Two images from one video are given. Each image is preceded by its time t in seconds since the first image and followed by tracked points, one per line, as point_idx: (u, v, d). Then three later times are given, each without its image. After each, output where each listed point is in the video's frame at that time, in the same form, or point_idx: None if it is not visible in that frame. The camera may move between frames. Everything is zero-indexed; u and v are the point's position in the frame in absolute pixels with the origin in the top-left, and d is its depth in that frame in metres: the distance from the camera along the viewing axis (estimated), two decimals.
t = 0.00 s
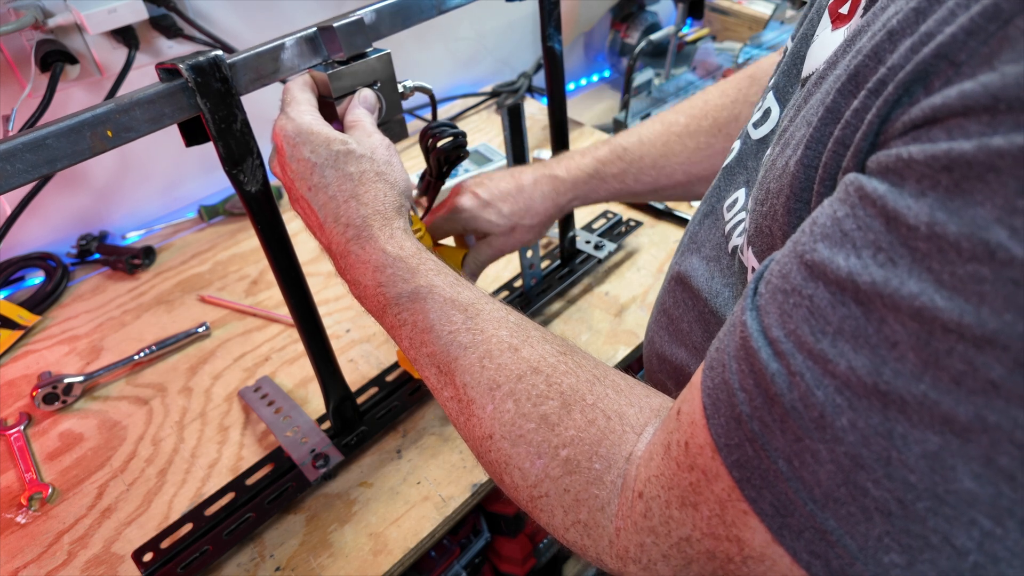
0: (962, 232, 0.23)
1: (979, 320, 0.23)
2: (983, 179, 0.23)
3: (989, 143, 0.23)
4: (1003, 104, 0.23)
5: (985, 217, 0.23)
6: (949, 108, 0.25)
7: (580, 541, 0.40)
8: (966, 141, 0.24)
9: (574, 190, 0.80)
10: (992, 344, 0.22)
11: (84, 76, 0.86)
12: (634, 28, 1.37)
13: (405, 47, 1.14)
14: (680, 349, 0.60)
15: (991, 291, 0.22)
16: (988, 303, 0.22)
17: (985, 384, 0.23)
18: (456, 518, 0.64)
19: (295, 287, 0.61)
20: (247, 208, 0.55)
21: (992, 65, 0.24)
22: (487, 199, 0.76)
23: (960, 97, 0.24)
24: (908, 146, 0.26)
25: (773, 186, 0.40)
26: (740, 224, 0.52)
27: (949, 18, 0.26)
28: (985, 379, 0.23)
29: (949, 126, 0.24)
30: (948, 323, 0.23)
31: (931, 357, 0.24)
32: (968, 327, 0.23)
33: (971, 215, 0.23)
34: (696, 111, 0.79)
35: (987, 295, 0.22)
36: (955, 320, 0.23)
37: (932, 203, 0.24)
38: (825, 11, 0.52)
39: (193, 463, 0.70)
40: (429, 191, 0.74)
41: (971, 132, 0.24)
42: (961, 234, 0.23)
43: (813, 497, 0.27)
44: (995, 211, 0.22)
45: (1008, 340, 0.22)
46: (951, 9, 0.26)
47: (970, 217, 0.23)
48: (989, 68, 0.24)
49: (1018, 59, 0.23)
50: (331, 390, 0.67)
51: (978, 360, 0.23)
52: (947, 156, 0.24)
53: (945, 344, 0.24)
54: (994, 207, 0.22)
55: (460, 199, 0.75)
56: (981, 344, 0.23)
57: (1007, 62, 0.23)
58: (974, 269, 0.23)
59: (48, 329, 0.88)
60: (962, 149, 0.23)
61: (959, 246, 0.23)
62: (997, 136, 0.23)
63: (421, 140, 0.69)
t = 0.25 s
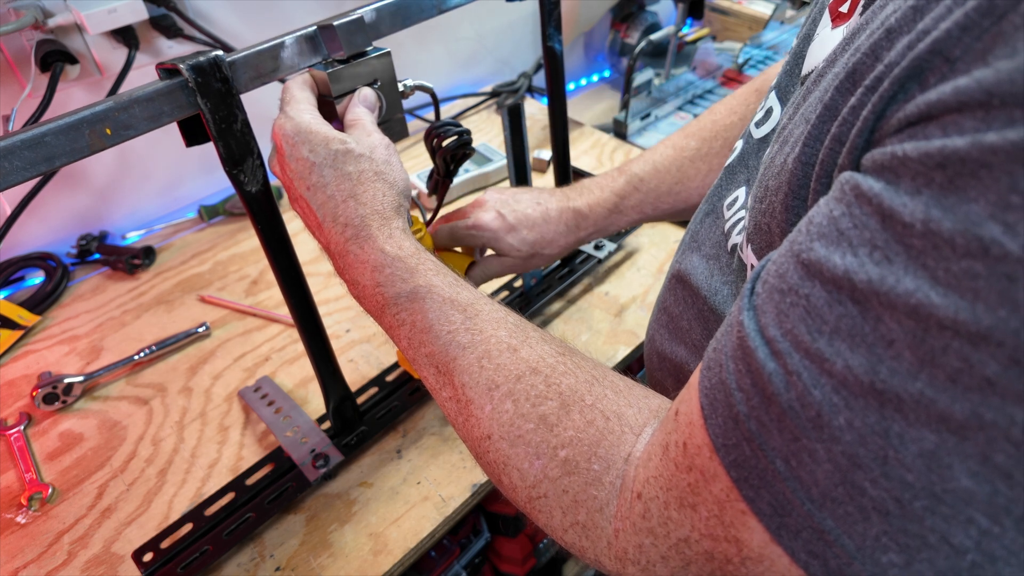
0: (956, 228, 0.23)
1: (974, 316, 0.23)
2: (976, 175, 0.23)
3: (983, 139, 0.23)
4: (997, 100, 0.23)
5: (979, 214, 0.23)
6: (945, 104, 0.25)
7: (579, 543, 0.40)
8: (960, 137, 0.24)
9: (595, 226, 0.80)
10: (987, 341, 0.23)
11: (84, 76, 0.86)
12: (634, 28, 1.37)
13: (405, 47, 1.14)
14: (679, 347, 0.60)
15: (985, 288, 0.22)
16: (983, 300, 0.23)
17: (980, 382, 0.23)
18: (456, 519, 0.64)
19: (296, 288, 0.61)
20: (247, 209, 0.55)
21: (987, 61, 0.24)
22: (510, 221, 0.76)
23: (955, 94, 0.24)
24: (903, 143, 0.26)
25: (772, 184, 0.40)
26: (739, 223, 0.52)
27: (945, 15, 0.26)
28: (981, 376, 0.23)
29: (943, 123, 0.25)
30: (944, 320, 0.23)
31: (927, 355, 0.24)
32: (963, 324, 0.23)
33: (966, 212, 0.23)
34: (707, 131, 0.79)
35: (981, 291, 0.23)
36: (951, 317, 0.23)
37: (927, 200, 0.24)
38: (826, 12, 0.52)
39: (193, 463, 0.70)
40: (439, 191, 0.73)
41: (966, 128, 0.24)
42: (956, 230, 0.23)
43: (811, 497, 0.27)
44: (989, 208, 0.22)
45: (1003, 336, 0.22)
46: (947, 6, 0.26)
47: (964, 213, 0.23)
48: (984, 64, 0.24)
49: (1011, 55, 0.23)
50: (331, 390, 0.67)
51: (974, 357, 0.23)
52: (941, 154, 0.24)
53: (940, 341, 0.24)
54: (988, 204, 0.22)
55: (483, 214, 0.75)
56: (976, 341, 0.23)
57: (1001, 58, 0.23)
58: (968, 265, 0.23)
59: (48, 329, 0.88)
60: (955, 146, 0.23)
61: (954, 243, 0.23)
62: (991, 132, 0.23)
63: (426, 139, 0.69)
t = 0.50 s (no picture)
0: (966, 216, 0.23)
1: (984, 304, 0.23)
2: (986, 162, 0.23)
3: (993, 125, 0.23)
4: (1007, 87, 0.23)
5: (989, 201, 0.23)
6: (953, 92, 0.25)
7: (580, 540, 0.40)
8: (969, 124, 0.24)
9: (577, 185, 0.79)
10: (998, 329, 0.23)
11: (84, 76, 0.86)
12: (634, 28, 1.37)
13: (405, 47, 1.14)
14: (680, 349, 0.60)
15: (995, 274, 0.23)
16: (994, 287, 0.23)
17: (990, 370, 0.23)
18: (456, 519, 0.64)
19: (295, 287, 0.61)
20: (247, 209, 0.55)
21: (996, 49, 0.24)
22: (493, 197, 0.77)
23: (964, 82, 0.24)
24: (910, 133, 0.26)
25: (775, 182, 0.40)
26: (741, 223, 0.52)
27: (951, 6, 0.27)
28: (991, 364, 0.23)
29: (951, 112, 0.25)
30: (953, 309, 0.23)
31: (935, 344, 0.24)
32: (973, 311, 0.23)
33: (975, 199, 0.23)
34: (700, 108, 0.79)
35: (991, 279, 0.23)
36: (960, 305, 0.23)
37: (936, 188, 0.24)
38: (828, 12, 0.52)
39: (193, 463, 0.70)
40: (435, 188, 0.74)
41: (974, 116, 0.24)
42: (965, 218, 0.23)
43: (817, 490, 0.27)
44: (1000, 194, 0.23)
45: (1013, 323, 0.22)
46: None
47: (974, 201, 0.23)
48: (992, 52, 0.24)
49: (1020, 42, 0.23)
50: (331, 390, 0.67)
51: (984, 345, 0.23)
52: (950, 141, 0.24)
53: (949, 330, 0.24)
54: (999, 190, 0.23)
55: (465, 198, 0.76)
56: (986, 329, 0.23)
57: (1010, 45, 0.24)
58: (978, 253, 0.23)
59: (48, 329, 0.88)
60: (966, 133, 0.24)
61: (964, 230, 0.23)
62: (1001, 118, 0.23)
63: (425, 140, 0.69)
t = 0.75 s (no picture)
0: (968, 207, 0.23)
1: (986, 295, 0.23)
2: (988, 154, 0.23)
3: (995, 117, 0.23)
4: (1008, 78, 0.23)
5: (991, 191, 0.23)
6: (955, 85, 0.25)
7: (581, 537, 0.40)
8: (971, 117, 0.24)
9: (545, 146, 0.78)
10: (999, 319, 0.23)
11: (84, 76, 0.86)
12: (634, 28, 1.37)
13: (405, 47, 1.14)
14: (682, 347, 0.60)
15: (998, 265, 0.23)
16: (996, 277, 0.23)
17: (992, 361, 0.23)
18: (456, 518, 0.63)
19: (295, 287, 0.61)
20: (247, 208, 0.55)
21: (998, 42, 0.24)
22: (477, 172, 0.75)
23: (966, 74, 0.25)
24: (913, 127, 0.26)
25: (778, 177, 0.40)
26: (744, 221, 0.52)
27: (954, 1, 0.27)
28: (993, 355, 0.23)
29: (953, 105, 0.25)
30: (954, 300, 0.24)
31: (937, 336, 0.24)
32: (975, 302, 0.23)
33: (977, 191, 0.23)
34: (665, 79, 0.80)
35: (993, 270, 0.23)
36: (961, 296, 0.23)
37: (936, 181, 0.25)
38: (830, 10, 0.52)
39: (193, 462, 0.70)
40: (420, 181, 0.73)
41: (977, 108, 0.24)
42: (967, 209, 0.23)
43: (818, 484, 0.27)
44: (1001, 184, 0.23)
45: (1015, 313, 0.23)
46: None
47: (975, 193, 0.23)
48: (995, 45, 0.25)
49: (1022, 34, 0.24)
50: (331, 390, 0.67)
51: (986, 336, 0.23)
52: (952, 134, 0.24)
53: (951, 322, 0.24)
54: (1001, 181, 0.23)
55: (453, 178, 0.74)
56: (988, 320, 0.23)
57: (1013, 37, 0.24)
58: (979, 244, 0.23)
59: (48, 329, 0.88)
60: (968, 125, 0.24)
61: (965, 222, 0.24)
62: (1003, 110, 0.23)
63: (416, 135, 0.69)
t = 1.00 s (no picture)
0: (966, 209, 0.23)
1: (985, 296, 0.23)
2: (986, 156, 0.23)
3: (993, 120, 0.23)
4: (1006, 81, 0.23)
5: (990, 194, 0.23)
6: (953, 88, 0.25)
7: (583, 539, 0.40)
8: (969, 119, 0.24)
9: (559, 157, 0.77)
10: (998, 321, 0.23)
11: (84, 76, 0.86)
12: (634, 28, 1.37)
13: (405, 47, 1.14)
14: (681, 347, 0.60)
15: (996, 267, 0.23)
16: (994, 279, 0.23)
17: (991, 362, 0.23)
18: (456, 519, 0.63)
19: (296, 288, 0.61)
20: (248, 209, 0.55)
21: (996, 45, 0.25)
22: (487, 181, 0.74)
23: (964, 77, 0.25)
24: (911, 129, 0.26)
25: (778, 178, 0.40)
26: (744, 221, 0.52)
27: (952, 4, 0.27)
28: (992, 356, 0.23)
29: (952, 107, 0.25)
30: (954, 302, 0.24)
31: (936, 337, 0.24)
32: (974, 304, 0.23)
33: (975, 193, 0.23)
34: (687, 93, 0.79)
35: (992, 271, 0.23)
36: (961, 298, 0.23)
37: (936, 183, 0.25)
38: (828, 12, 0.52)
39: (193, 463, 0.70)
40: (430, 184, 0.75)
41: (974, 111, 0.24)
42: (965, 211, 0.23)
43: (819, 484, 0.27)
44: (1000, 187, 0.23)
45: (1014, 315, 0.22)
46: None
47: (974, 194, 0.23)
48: (993, 48, 0.25)
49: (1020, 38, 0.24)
50: (331, 390, 0.67)
51: (985, 337, 0.23)
52: (950, 136, 0.24)
53: (950, 323, 0.24)
54: (999, 183, 0.23)
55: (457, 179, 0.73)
56: (987, 322, 0.23)
57: (1010, 41, 0.24)
58: (978, 245, 0.23)
59: (48, 329, 0.88)
60: (965, 128, 0.24)
61: (964, 224, 0.24)
62: (1001, 113, 0.23)
63: (422, 137, 0.69)
